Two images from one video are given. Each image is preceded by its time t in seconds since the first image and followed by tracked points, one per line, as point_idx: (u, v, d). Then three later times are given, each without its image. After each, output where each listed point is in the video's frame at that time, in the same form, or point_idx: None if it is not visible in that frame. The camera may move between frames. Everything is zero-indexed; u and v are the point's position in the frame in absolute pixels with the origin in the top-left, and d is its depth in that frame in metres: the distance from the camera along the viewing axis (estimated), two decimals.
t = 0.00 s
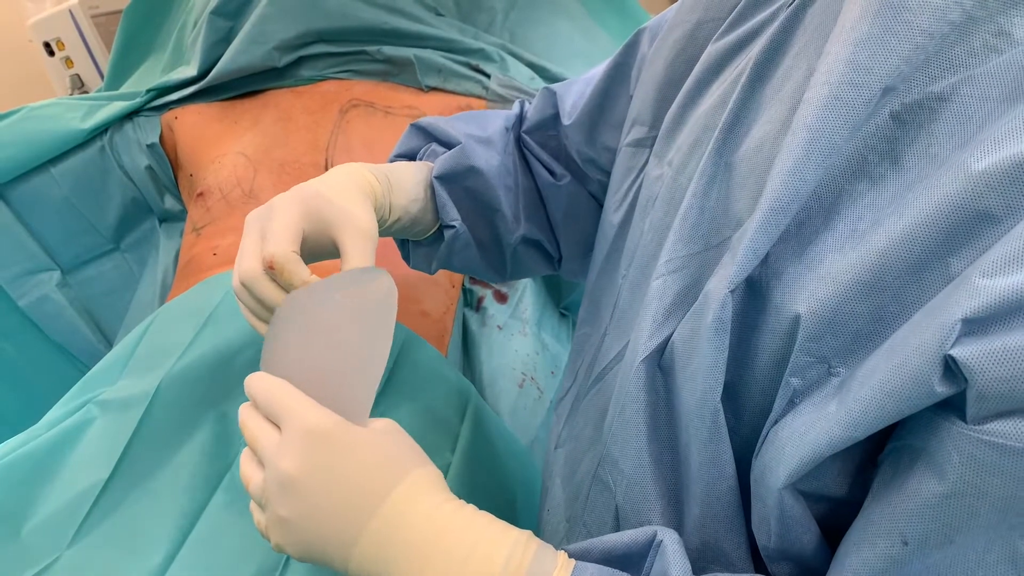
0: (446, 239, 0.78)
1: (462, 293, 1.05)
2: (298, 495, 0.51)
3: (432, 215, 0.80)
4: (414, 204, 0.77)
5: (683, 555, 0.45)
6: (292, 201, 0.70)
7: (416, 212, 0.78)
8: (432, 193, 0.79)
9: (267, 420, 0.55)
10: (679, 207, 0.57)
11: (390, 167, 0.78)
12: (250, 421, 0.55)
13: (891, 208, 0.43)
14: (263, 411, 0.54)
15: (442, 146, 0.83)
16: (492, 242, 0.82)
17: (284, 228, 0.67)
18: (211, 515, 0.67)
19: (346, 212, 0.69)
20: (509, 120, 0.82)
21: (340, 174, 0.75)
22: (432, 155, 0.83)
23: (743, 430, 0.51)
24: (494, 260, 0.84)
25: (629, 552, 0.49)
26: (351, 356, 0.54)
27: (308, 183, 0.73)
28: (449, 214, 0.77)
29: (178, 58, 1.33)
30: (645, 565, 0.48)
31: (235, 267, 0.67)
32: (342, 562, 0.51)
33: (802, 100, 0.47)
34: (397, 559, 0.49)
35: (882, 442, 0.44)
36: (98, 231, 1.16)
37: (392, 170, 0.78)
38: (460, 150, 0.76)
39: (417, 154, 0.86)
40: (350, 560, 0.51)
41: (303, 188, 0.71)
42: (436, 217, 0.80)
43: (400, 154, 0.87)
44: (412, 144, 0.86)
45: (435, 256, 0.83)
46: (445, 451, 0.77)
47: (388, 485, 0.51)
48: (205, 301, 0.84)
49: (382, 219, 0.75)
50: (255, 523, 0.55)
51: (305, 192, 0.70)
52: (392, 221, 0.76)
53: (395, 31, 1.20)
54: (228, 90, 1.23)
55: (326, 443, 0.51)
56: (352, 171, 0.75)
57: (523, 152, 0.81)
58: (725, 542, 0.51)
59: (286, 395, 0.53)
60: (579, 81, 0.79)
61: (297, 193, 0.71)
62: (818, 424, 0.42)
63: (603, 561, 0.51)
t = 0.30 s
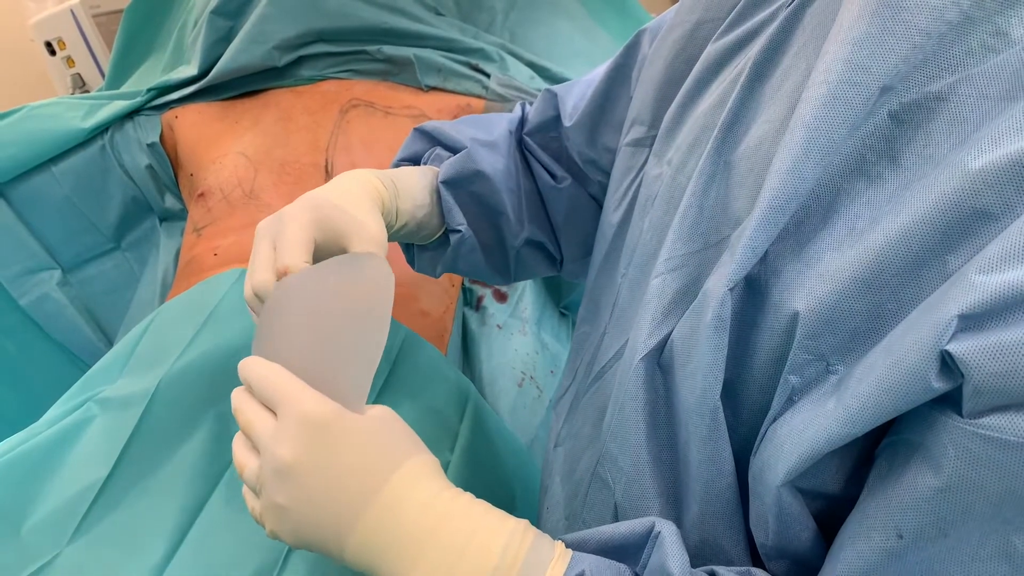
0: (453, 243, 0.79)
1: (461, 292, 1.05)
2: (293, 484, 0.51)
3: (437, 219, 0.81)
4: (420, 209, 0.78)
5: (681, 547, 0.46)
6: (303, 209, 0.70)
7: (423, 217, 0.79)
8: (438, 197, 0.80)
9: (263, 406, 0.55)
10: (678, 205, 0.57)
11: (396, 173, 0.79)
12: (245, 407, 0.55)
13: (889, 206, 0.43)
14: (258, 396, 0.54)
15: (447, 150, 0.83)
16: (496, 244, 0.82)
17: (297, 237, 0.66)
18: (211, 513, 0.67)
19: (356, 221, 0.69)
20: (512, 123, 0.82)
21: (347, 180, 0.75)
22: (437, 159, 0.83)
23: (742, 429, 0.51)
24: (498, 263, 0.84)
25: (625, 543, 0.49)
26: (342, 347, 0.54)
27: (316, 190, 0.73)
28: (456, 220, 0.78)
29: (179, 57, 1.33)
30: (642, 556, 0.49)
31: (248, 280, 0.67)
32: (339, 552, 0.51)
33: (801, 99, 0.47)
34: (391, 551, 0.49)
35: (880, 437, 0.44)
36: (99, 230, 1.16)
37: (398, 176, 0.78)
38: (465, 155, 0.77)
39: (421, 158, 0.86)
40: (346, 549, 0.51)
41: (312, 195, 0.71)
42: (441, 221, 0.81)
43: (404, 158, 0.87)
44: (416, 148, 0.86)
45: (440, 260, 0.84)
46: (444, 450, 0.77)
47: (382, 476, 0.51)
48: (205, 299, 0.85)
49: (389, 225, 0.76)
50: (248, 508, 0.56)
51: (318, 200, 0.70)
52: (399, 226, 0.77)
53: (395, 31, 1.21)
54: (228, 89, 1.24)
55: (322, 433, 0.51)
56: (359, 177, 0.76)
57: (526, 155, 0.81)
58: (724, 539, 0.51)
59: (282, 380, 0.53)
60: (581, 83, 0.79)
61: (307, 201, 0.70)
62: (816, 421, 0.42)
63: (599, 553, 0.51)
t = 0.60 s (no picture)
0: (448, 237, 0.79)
1: (462, 294, 1.06)
2: (311, 488, 0.51)
3: (433, 215, 0.81)
4: (416, 204, 0.78)
5: (688, 550, 0.46)
6: (296, 200, 0.71)
7: (418, 212, 0.79)
8: (434, 193, 0.80)
9: (284, 414, 0.56)
10: (678, 208, 0.57)
11: (393, 167, 0.79)
12: (265, 413, 0.56)
13: (888, 212, 0.44)
14: (279, 404, 0.55)
15: (444, 147, 0.84)
16: (494, 242, 0.83)
17: (287, 227, 0.67)
18: (214, 512, 0.67)
19: (347, 214, 0.69)
20: (512, 121, 0.82)
21: (344, 172, 0.75)
22: (434, 155, 0.84)
23: (741, 429, 0.52)
24: (495, 261, 0.85)
25: (634, 547, 0.50)
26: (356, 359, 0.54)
27: (313, 181, 0.74)
28: (450, 214, 0.78)
29: (182, 59, 1.34)
30: (651, 560, 0.49)
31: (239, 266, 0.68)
32: (355, 555, 0.52)
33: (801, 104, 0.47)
34: (406, 555, 0.50)
35: (880, 442, 0.44)
36: (102, 232, 1.17)
37: (395, 170, 0.79)
38: (461, 152, 0.77)
39: (419, 153, 0.87)
40: (359, 553, 0.51)
41: (307, 187, 0.72)
42: (437, 216, 0.81)
43: (403, 153, 0.88)
44: (414, 143, 0.87)
45: (436, 256, 0.84)
46: (445, 450, 0.78)
47: (397, 481, 0.52)
48: (208, 301, 0.85)
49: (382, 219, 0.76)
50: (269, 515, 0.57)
51: (312, 192, 0.71)
52: (394, 220, 0.77)
53: (395, 34, 1.21)
54: (231, 92, 1.24)
55: (338, 439, 0.52)
56: (357, 170, 0.76)
57: (524, 154, 0.81)
58: (725, 538, 0.52)
59: (304, 390, 0.53)
60: (580, 84, 0.79)
61: (301, 193, 0.71)
62: (817, 424, 0.43)
63: (608, 556, 0.52)
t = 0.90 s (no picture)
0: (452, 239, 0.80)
1: (462, 295, 1.06)
2: (313, 490, 0.52)
3: (437, 216, 0.82)
4: (420, 205, 0.79)
5: (681, 557, 0.46)
6: (298, 195, 0.71)
7: (422, 212, 0.79)
8: (438, 195, 0.81)
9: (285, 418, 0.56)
10: (678, 212, 0.58)
11: (397, 168, 0.80)
12: (267, 416, 0.57)
13: (883, 218, 0.44)
14: (281, 409, 0.56)
15: (448, 150, 0.84)
16: (497, 245, 0.83)
17: (288, 222, 0.67)
18: (217, 511, 0.68)
19: (350, 214, 0.70)
20: (516, 124, 0.83)
21: (347, 173, 0.76)
22: (439, 158, 0.84)
23: (739, 431, 0.52)
24: (498, 263, 0.86)
25: (630, 551, 0.50)
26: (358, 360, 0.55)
27: (316, 179, 0.74)
28: (455, 216, 0.79)
29: (185, 61, 1.34)
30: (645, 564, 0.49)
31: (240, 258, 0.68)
32: (355, 560, 0.52)
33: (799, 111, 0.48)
34: (406, 558, 0.51)
35: (874, 445, 0.45)
36: (105, 232, 1.18)
37: (398, 171, 0.79)
38: (466, 155, 0.78)
39: (424, 155, 0.88)
40: (359, 557, 0.52)
41: (309, 184, 0.72)
42: (441, 217, 0.82)
43: (408, 155, 0.89)
44: (420, 146, 0.88)
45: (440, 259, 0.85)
46: (444, 451, 0.78)
47: (399, 485, 0.53)
48: (211, 302, 0.86)
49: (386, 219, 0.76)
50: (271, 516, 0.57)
51: (314, 188, 0.71)
52: (399, 220, 0.77)
53: (397, 37, 1.22)
54: (234, 94, 1.25)
55: (339, 442, 0.53)
56: (360, 170, 0.77)
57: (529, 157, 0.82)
58: (722, 539, 0.52)
59: (306, 396, 0.54)
60: (584, 88, 0.80)
61: (304, 188, 0.72)
62: (812, 428, 0.43)
63: (606, 559, 0.52)
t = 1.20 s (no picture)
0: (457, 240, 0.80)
1: (462, 295, 1.07)
2: (313, 489, 0.52)
3: (443, 217, 0.82)
4: (426, 206, 0.79)
5: (678, 553, 0.47)
6: (307, 199, 0.72)
7: (428, 214, 0.80)
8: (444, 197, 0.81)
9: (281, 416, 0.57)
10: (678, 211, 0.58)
11: (404, 170, 0.81)
12: (263, 415, 0.57)
13: (880, 217, 0.44)
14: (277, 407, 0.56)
15: (454, 151, 0.85)
16: (500, 245, 0.84)
17: (299, 226, 0.68)
18: (218, 509, 0.68)
19: (357, 214, 0.71)
20: (521, 127, 0.83)
21: (355, 175, 0.77)
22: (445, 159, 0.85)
23: (737, 429, 0.53)
24: (501, 264, 0.86)
25: (628, 548, 0.51)
26: (352, 352, 0.55)
27: (324, 182, 0.75)
28: (460, 217, 0.79)
29: (186, 62, 1.35)
30: (643, 560, 0.50)
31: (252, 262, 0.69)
32: (355, 555, 0.53)
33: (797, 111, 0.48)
34: (406, 554, 0.51)
35: (871, 442, 0.45)
36: (107, 231, 1.18)
37: (405, 173, 0.80)
38: (470, 156, 0.78)
39: (430, 156, 0.88)
40: (359, 554, 0.53)
41: (318, 187, 0.73)
42: (447, 219, 0.82)
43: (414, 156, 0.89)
44: (426, 147, 0.88)
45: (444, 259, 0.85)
46: (445, 449, 0.78)
47: (398, 482, 0.53)
48: (213, 301, 0.86)
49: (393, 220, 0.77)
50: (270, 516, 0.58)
51: (323, 191, 0.72)
52: (404, 221, 0.78)
53: (397, 37, 1.23)
54: (236, 95, 1.26)
55: (337, 440, 0.53)
56: (369, 173, 0.78)
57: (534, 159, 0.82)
58: (720, 535, 0.53)
59: (301, 394, 0.55)
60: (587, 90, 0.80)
61: (312, 192, 0.73)
62: (809, 424, 0.44)
63: (604, 556, 0.53)
